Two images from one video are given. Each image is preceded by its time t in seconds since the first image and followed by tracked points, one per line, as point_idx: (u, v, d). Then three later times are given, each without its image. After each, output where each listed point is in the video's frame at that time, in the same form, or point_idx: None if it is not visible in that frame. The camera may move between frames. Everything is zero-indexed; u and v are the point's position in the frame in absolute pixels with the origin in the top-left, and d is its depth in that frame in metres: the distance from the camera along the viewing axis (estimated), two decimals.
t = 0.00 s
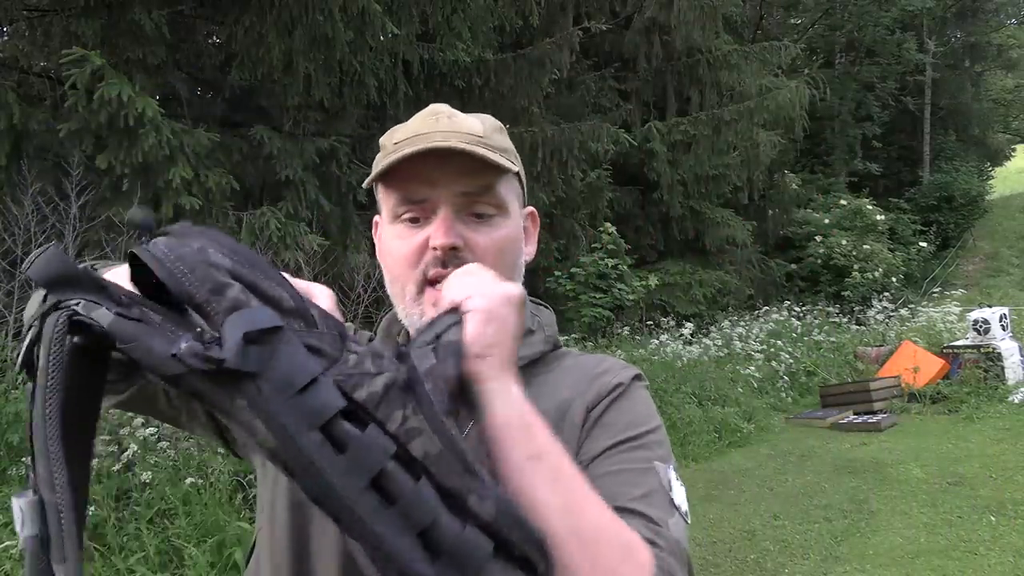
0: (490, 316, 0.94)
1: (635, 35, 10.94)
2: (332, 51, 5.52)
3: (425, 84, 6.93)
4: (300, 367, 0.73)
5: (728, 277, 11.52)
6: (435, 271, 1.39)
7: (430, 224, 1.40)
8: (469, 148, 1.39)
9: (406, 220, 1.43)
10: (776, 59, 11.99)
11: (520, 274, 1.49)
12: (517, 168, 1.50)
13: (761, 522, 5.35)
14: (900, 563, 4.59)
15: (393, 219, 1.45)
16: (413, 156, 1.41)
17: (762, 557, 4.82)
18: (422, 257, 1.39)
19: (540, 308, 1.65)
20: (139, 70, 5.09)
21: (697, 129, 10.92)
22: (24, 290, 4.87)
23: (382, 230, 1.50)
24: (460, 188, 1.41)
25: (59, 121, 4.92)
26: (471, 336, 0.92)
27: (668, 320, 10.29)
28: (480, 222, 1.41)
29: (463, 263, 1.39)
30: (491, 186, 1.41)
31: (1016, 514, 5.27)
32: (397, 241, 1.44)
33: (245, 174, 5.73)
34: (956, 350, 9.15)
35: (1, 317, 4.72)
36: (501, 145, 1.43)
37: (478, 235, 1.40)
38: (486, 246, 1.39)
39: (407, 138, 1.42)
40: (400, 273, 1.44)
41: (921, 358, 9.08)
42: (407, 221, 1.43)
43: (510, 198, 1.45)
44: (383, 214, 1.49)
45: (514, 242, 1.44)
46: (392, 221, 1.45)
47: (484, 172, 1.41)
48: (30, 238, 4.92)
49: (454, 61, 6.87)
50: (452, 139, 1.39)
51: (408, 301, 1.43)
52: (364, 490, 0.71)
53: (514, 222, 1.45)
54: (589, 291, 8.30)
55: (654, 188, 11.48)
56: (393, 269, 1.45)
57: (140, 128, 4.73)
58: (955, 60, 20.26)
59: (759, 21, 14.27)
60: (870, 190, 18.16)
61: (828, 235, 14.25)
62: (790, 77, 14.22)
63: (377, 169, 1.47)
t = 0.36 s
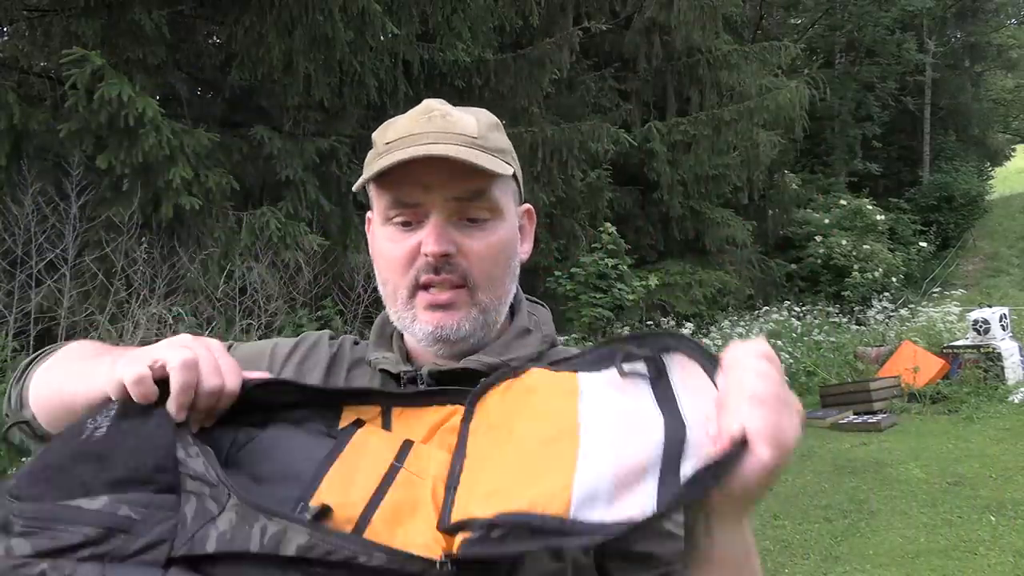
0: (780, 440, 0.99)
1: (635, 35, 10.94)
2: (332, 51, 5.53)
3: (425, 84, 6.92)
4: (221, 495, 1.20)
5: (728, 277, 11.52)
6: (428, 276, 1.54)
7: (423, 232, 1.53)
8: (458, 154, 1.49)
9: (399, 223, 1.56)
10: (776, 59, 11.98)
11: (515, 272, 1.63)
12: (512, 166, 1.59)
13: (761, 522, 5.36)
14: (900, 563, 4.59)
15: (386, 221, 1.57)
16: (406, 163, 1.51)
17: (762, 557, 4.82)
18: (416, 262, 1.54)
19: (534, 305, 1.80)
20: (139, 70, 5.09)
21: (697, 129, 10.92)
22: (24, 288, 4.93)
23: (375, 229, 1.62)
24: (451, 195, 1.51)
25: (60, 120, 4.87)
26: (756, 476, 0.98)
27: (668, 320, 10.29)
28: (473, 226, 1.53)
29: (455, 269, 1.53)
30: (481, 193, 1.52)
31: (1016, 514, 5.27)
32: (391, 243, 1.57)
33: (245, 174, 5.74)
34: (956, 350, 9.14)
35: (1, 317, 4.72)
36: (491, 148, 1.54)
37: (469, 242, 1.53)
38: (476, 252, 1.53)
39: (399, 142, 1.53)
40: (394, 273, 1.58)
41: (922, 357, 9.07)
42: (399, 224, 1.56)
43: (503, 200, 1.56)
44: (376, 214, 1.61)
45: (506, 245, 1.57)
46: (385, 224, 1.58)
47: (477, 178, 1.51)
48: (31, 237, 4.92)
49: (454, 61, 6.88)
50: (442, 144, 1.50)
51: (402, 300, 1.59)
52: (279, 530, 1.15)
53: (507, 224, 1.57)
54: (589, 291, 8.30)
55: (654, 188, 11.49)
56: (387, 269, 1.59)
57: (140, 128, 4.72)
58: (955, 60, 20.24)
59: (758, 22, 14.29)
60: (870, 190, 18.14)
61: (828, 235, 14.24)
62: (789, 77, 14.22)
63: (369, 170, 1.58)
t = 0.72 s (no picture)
0: (794, 468, 1.21)
1: (635, 35, 10.94)
2: (332, 51, 5.53)
3: (425, 84, 6.92)
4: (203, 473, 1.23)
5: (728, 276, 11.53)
6: (442, 267, 1.54)
7: (436, 227, 1.53)
8: (471, 145, 1.51)
9: (410, 216, 1.55)
10: (776, 58, 11.97)
11: (523, 267, 1.64)
12: (517, 162, 1.62)
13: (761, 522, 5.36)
14: (900, 563, 4.59)
15: (394, 214, 1.57)
16: (415, 158, 1.52)
17: (762, 557, 4.82)
18: (429, 255, 1.53)
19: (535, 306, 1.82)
20: (139, 70, 5.09)
21: (698, 129, 10.91)
22: (24, 288, 4.95)
23: (381, 223, 1.61)
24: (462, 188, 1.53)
25: (60, 120, 4.87)
26: (771, 498, 1.20)
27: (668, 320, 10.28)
28: (484, 216, 1.54)
29: (469, 260, 1.53)
30: (492, 183, 1.54)
31: (1016, 514, 5.27)
32: (401, 238, 1.56)
33: (245, 174, 5.74)
34: (956, 350, 9.14)
35: (1, 317, 4.72)
36: (501, 140, 1.56)
37: (484, 233, 1.53)
38: (489, 243, 1.54)
39: (408, 137, 1.53)
40: (403, 268, 1.57)
41: (922, 358, 9.07)
42: (409, 216, 1.55)
43: (511, 194, 1.58)
44: (382, 207, 1.60)
45: (516, 237, 1.58)
46: (393, 218, 1.57)
47: (487, 170, 1.53)
48: (31, 237, 4.93)
49: (454, 62, 6.89)
50: (454, 136, 1.51)
51: (413, 296, 1.58)
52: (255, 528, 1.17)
53: (516, 217, 1.59)
54: (589, 291, 8.30)
55: (654, 188, 11.50)
56: (395, 264, 1.58)
57: (140, 128, 4.72)
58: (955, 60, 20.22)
59: (758, 22, 14.29)
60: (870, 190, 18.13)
61: (828, 235, 14.23)
62: (789, 77, 14.21)
63: (377, 164, 1.58)
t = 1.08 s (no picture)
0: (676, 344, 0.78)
1: (635, 35, 10.95)
2: (332, 51, 5.54)
3: (425, 84, 6.92)
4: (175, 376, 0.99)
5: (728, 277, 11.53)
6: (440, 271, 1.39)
7: (431, 222, 1.38)
8: (470, 148, 1.39)
9: (407, 219, 1.42)
10: (776, 58, 11.98)
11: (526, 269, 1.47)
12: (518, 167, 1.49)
13: (762, 522, 5.35)
14: (900, 563, 4.59)
15: (391, 217, 1.44)
16: (411, 157, 1.40)
17: (763, 557, 4.82)
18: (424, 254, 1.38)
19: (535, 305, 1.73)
20: (139, 70, 5.09)
21: (698, 129, 10.91)
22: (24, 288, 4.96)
23: (380, 226, 1.49)
24: (460, 186, 1.40)
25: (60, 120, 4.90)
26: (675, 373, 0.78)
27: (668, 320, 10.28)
28: (484, 218, 1.40)
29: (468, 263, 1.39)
30: (492, 185, 1.40)
31: (1016, 514, 5.27)
32: (396, 242, 1.42)
33: (245, 174, 5.74)
34: (956, 350, 9.13)
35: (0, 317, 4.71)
36: (502, 143, 1.44)
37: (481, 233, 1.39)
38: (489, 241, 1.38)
39: (405, 138, 1.41)
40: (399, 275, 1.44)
41: (921, 358, 9.08)
42: (405, 219, 1.42)
43: (512, 193, 1.44)
44: (380, 211, 1.48)
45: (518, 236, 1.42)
46: (390, 220, 1.44)
47: (486, 170, 1.41)
48: (30, 237, 4.94)
49: (454, 61, 6.89)
50: (453, 139, 1.39)
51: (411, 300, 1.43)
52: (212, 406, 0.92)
53: (517, 216, 1.44)
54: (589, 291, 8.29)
55: (654, 189, 11.51)
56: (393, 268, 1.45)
57: (140, 128, 4.73)
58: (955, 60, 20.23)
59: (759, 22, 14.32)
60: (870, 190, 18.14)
61: (828, 235, 14.22)
62: (789, 77, 14.23)
63: (375, 169, 1.46)
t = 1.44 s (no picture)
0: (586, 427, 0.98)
1: (635, 35, 10.96)
2: (332, 52, 5.54)
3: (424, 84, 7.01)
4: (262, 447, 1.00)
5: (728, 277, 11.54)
6: (433, 280, 1.49)
7: (431, 236, 1.48)
8: (474, 163, 1.42)
9: (406, 226, 1.51)
10: (777, 58, 11.97)
11: (519, 280, 1.59)
12: (522, 178, 1.54)
13: (762, 522, 5.35)
14: (900, 563, 4.59)
15: (391, 222, 1.52)
16: (416, 167, 1.44)
17: (762, 557, 4.82)
18: (420, 266, 1.49)
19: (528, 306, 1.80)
20: (139, 70, 5.09)
21: (697, 129, 10.92)
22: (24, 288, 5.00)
23: (380, 227, 1.57)
24: (461, 202, 1.47)
25: (60, 121, 4.82)
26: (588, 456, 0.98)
27: (668, 320, 10.29)
28: (481, 233, 1.49)
29: (461, 276, 1.49)
30: (491, 201, 1.47)
31: (1015, 514, 5.27)
32: (394, 248, 1.52)
33: (245, 174, 5.68)
34: (956, 350, 9.13)
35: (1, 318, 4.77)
36: (506, 157, 1.48)
37: (477, 250, 1.49)
38: (483, 259, 1.49)
39: (414, 146, 1.45)
40: (395, 277, 1.54)
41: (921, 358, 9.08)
42: (406, 226, 1.51)
43: (512, 209, 1.51)
44: (381, 212, 1.55)
45: (512, 254, 1.53)
46: (390, 224, 1.53)
47: (488, 186, 1.45)
48: (31, 237, 4.97)
49: (454, 62, 7.03)
50: (459, 152, 1.43)
51: (404, 302, 1.54)
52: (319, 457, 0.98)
53: (514, 234, 1.53)
54: (589, 291, 8.30)
55: (654, 188, 11.54)
56: (389, 272, 1.55)
57: (140, 128, 4.71)
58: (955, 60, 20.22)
59: (758, 21, 14.38)
60: (870, 190, 18.13)
61: (828, 235, 14.21)
62: (789, 77, 14.23)
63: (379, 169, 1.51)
